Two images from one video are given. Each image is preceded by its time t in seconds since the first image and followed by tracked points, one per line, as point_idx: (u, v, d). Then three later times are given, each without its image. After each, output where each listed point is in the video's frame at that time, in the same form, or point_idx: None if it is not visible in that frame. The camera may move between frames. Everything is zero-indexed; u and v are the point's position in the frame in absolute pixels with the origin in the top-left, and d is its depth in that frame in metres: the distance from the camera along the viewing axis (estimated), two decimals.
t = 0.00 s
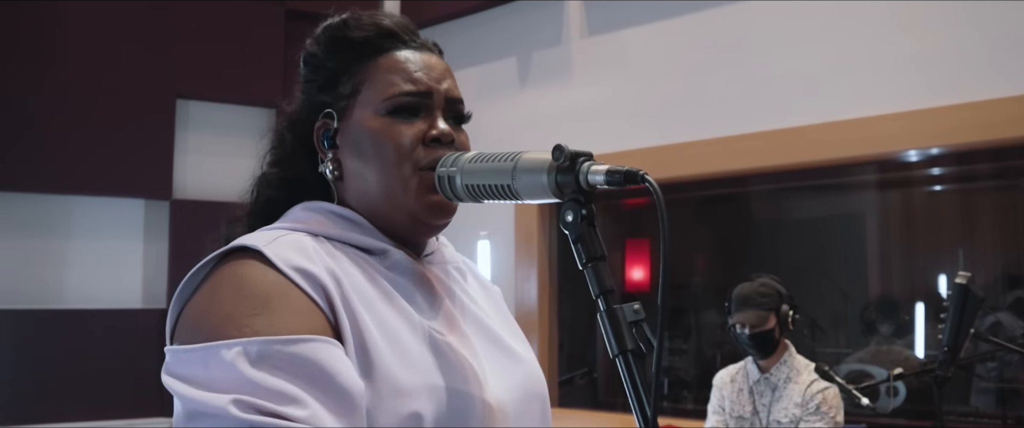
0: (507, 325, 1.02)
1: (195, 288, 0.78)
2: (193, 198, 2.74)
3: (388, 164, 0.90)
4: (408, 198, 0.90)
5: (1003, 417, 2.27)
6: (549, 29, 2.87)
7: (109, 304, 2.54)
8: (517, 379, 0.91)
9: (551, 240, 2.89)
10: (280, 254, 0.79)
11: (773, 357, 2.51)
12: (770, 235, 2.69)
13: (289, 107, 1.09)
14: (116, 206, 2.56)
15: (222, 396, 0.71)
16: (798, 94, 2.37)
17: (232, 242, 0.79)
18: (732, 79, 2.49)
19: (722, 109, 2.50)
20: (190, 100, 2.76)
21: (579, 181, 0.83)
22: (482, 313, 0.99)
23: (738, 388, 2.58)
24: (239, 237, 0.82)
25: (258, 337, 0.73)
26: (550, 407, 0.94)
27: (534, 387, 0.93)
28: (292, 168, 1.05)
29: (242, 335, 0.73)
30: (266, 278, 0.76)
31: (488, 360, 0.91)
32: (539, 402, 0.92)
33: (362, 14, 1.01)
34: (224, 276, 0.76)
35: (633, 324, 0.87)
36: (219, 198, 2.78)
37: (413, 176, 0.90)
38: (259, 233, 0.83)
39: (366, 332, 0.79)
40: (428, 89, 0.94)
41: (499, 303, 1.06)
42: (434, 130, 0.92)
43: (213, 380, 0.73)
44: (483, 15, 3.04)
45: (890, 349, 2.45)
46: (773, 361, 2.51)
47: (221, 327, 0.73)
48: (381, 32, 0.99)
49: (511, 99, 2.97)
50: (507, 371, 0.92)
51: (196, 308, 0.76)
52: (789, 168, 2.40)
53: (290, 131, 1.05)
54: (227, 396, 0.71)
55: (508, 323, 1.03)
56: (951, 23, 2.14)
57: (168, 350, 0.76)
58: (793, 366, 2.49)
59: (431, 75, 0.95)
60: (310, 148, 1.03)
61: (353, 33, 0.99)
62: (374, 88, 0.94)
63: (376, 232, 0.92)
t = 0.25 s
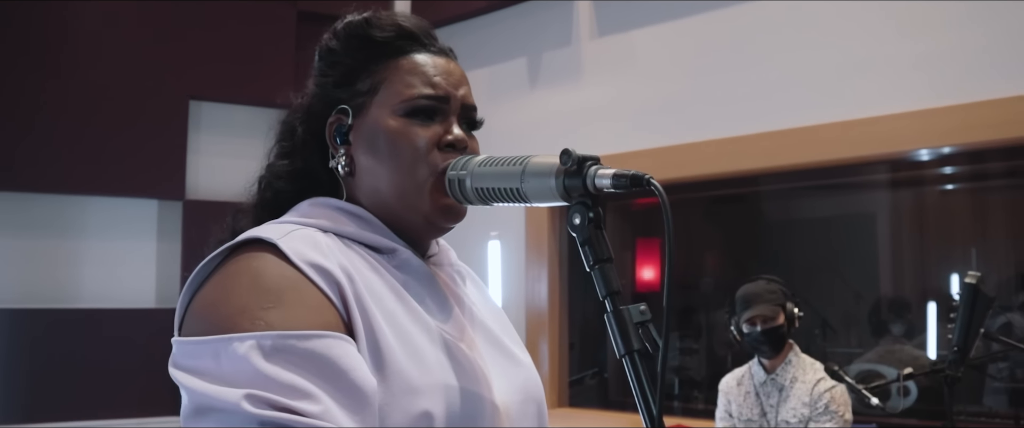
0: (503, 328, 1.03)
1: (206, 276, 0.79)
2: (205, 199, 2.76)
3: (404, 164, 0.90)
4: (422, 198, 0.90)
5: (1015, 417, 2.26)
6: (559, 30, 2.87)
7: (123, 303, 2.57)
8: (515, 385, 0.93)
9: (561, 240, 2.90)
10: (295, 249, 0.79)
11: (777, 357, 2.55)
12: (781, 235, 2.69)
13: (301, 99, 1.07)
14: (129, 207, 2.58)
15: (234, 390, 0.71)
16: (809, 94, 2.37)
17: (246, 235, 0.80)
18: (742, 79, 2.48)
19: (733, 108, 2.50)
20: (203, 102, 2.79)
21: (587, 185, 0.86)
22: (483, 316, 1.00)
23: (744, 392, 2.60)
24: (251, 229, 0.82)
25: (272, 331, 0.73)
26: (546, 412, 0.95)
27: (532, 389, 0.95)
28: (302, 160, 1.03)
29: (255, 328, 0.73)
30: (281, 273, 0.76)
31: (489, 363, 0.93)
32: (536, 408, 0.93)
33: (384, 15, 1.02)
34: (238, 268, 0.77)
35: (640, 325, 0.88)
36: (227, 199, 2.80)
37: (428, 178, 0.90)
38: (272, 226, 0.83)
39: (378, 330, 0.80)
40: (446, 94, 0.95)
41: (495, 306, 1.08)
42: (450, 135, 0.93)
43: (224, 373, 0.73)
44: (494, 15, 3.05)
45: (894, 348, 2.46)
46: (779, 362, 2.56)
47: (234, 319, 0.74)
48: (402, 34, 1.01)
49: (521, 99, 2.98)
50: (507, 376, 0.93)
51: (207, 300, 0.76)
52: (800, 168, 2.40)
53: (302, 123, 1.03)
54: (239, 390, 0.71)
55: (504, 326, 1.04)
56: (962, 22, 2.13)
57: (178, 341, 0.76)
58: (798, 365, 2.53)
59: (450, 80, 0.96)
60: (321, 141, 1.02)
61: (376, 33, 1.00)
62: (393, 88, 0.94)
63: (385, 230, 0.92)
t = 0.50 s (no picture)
0: (504, 327, 1.04)
1: (216, 273, 0.79)
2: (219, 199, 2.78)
3: (416, 163, 0.91)
4: (434, 198, 0.92)
5: None
6: (570, 30, 2.88)
7: (137, 303, 2.59)
8: (519, 386, 0.93)
9: (572, 240, 2.91)
10: (308, 247, 0.80)
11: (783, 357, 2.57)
12: (793, 235, 2.69)
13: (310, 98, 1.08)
14: (142, 208, 2.61)
15: (247, 389, 0.72)
16: (819, 94, 2.37)
17: (259, 231, 0.80)
18: (753, 79, 2.49)
19: (743, 109, 2.51)
20: (217, 103, 2.81)
21: (595, 185, 0.87)
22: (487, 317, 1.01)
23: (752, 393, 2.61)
24: (263, 226, 0.83)
25: (285, 329, 0.74)
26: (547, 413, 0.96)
27: (535, 389, 0.96)
28: (312, 159, 1.04)
29: (268, 326, 0.74)
30: (294, 271, 0.77)
31: (495, 363, 0.93)
32: (538, 408, 0.94)
33: (396, 17, 1.03)
34: (250, 265, 0.77)
35: (647, 321, 0.89)
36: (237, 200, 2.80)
37: (439, 177, 0.92)
38: (285, 223, 0.84)
39: (390, 328, 0.81)
40: (458, 96, 0.96)
41: (495, 306, 1.09)
42: (462, 136, 0.94)
43: (236, 371, 0.74)
44: (505, 17, 3.06)
45: (905, 348, 2.46)
46: (785, 362, 2.58)
47: (246, 317, 0.74)
48: (414, 36, 1.02)
49: (531, 100, 2.99)
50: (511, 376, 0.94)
51: (220, 297, 0.77)
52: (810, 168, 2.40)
53: (314, 122, 1.04)
54: (252, 389, 0.72)
55: (505, 325, 1.05)
56: (975, 21, 2.13)
57: (189, 338, 0.76)
58: (803, 364, 2.54)
59: (462, 83, 0.98)
60: (331, 140, 1.02)
61: (388, 34, 1.01)
62: (406, 89, 0.96)
63: (395, 229, 0.93)
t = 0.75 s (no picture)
0: (502, 326, 1.05)
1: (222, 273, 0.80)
2: (230, 200, 2.78)
3: (424, 162, 0.92)
4: (442, 196, 0.93)
5: None
6: (577, 31, 2.89)
7: (149, 304, 2.61)
8: (517, 384, 0.94)
9: (581, 240, 2.91)
10: (312, 245, 0.81)
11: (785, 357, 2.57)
12: (801, 235, 2.69)
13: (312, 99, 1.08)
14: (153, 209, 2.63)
15: (253, 387, 0.73)
16: (827, 94, 2.37)
17: (264, 230, 0.81)
18: (760, 79, 2.49)
19: (751, 109, 2.51)
20: (226, 105, 2.81)
21: (596, 185, 0.88)
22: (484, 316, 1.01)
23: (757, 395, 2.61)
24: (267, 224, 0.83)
25: (290, 328, 0.74)
26: (545, 409, 0.97)
27: (534, 388, 0.96)
28: (315, 161, 1.03)
29: (273, 324, 0.74)
30: (299, 269, 0.78)
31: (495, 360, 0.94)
32: (535, 405, 0.95)
33: (398, 20, 1.04)
34: (255, 264, 0.78)
35: (647, 319, 0.90)
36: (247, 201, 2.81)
37: (446, 176, 0.93)
38: (289, 222, 0.84)
39: (394, 326, 0.82)
40: (463, 97, 0.98)
41: (493, 305, 1.09)
42: (468, 135, 0.96)
43: (242, 369, 0.74)
44: (513, 18, 3.07)
45: (911, 348, 2.47)
46: (788, 363, 2.57)
47: (251, 315, 0.75)
48: (416, 39, 1.03)
49: (539, 100, 3.00)
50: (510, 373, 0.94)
51: (225, 296, 0.77)
52: (819, 168, 2.41)
53: (317, 124, 1.04)
54: (258, 387, 0.72)
55: (502, 324, 1.06)
56: (985, 19, 2.12)
57: (195, 337, 0.77)
58: (807, 364, 2.54)
59: (465, 84, 0.99)
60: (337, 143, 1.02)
61: (392, 36, 1.02)
62: (412, 90, 0.97)
63: (398, 229, 0.94)
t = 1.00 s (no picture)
0: (498, 327, 1.06)
1: (227, 271, 0.81)
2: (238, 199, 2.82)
3: (428, 163, 0.93)
4: (446, 198, 0.94)
5: None
6: (584, 31, 2.90)
7: (158, 304, 2.63)
8: (515, 384, 0.94)
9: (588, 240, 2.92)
10: (319, 245, 0.82)
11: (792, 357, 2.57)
12: (810, 235, 2.70)
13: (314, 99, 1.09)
14: (162, 210, 2.66)
15: (261, 385, 0.74)
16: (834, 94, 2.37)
17: (271, 229, 0.82)
18: (767, 79, 2.49)
19: (757, 109, 2.51)
20: (235, 106, 2.84)
21: (598, 186, 0.89)
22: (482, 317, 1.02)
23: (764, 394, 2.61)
24: (273, 224, 0.84)
25: (297, 327, 0.75)
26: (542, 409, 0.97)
27: (531, 388, 0.97)
28: (318, 163, 1.03)
29: (281, 323, 0.76)
30: (305, 269, 0.79)
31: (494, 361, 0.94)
32: (533, 405, 0.95)
33: (401, 24, 1.05)
34: (261, 263, 0.79)
35: (648, 317, 0.91)
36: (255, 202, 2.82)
37: (449, 177, 0.94)
38: (295, 222, 0.85)
39: (398, 325, 0.83)
40: (466, 100, 0.99)
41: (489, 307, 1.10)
42: (470, 137, 0.96)
43: (250, 367, 0.76)
44: (521, 18, 3.08)
45: (918, 348, 2.46)
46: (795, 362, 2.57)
47: (258, 314, 0.76)
48: (420, 43, 1.04)
49: (547, 100, 3.00)
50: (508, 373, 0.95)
51: (231, 295, 0.78)
52: (826, 167, 2.41)
53: (320, 125, 1.04)
54: (266, 384, 0.74)
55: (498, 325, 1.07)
56: (996, 18, 2.10)
57: (202, 336, 0.78)
58: (814, 364, 2.55)
59: (468, 87, 1.00)
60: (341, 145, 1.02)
61: (395, 40, 1.03)
62: (416, 93, 0.98)
63: (400, 230, 0.95)
